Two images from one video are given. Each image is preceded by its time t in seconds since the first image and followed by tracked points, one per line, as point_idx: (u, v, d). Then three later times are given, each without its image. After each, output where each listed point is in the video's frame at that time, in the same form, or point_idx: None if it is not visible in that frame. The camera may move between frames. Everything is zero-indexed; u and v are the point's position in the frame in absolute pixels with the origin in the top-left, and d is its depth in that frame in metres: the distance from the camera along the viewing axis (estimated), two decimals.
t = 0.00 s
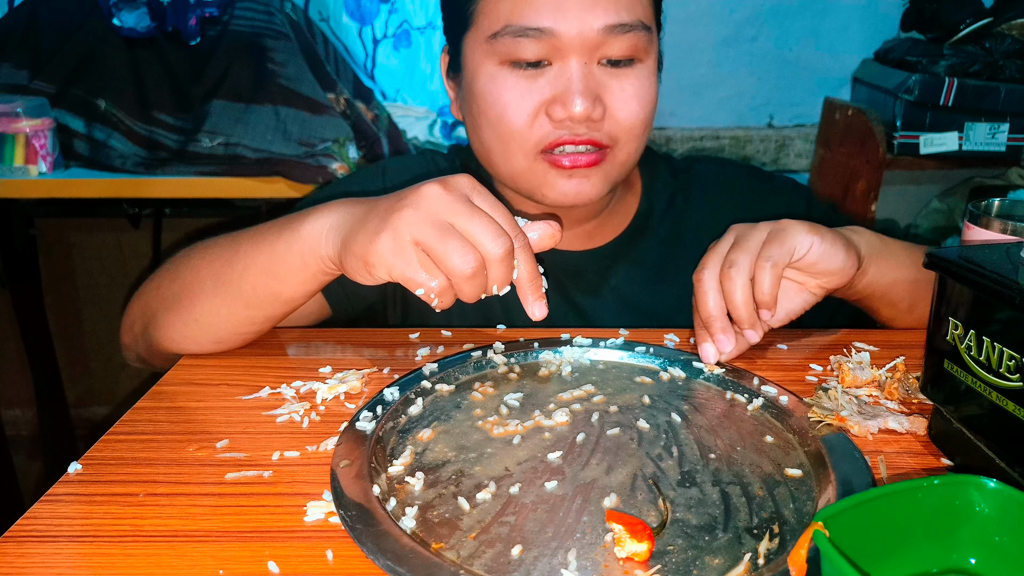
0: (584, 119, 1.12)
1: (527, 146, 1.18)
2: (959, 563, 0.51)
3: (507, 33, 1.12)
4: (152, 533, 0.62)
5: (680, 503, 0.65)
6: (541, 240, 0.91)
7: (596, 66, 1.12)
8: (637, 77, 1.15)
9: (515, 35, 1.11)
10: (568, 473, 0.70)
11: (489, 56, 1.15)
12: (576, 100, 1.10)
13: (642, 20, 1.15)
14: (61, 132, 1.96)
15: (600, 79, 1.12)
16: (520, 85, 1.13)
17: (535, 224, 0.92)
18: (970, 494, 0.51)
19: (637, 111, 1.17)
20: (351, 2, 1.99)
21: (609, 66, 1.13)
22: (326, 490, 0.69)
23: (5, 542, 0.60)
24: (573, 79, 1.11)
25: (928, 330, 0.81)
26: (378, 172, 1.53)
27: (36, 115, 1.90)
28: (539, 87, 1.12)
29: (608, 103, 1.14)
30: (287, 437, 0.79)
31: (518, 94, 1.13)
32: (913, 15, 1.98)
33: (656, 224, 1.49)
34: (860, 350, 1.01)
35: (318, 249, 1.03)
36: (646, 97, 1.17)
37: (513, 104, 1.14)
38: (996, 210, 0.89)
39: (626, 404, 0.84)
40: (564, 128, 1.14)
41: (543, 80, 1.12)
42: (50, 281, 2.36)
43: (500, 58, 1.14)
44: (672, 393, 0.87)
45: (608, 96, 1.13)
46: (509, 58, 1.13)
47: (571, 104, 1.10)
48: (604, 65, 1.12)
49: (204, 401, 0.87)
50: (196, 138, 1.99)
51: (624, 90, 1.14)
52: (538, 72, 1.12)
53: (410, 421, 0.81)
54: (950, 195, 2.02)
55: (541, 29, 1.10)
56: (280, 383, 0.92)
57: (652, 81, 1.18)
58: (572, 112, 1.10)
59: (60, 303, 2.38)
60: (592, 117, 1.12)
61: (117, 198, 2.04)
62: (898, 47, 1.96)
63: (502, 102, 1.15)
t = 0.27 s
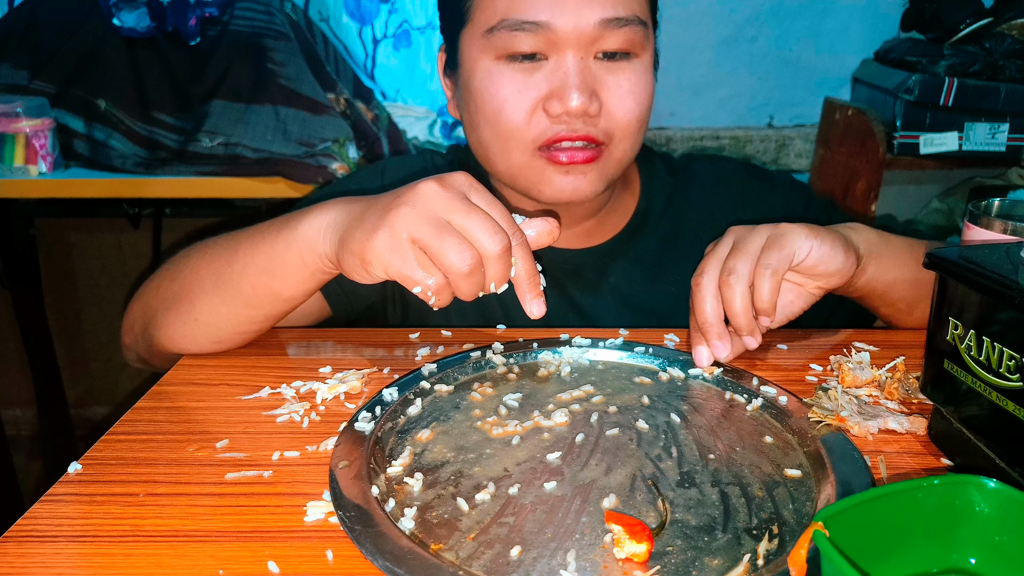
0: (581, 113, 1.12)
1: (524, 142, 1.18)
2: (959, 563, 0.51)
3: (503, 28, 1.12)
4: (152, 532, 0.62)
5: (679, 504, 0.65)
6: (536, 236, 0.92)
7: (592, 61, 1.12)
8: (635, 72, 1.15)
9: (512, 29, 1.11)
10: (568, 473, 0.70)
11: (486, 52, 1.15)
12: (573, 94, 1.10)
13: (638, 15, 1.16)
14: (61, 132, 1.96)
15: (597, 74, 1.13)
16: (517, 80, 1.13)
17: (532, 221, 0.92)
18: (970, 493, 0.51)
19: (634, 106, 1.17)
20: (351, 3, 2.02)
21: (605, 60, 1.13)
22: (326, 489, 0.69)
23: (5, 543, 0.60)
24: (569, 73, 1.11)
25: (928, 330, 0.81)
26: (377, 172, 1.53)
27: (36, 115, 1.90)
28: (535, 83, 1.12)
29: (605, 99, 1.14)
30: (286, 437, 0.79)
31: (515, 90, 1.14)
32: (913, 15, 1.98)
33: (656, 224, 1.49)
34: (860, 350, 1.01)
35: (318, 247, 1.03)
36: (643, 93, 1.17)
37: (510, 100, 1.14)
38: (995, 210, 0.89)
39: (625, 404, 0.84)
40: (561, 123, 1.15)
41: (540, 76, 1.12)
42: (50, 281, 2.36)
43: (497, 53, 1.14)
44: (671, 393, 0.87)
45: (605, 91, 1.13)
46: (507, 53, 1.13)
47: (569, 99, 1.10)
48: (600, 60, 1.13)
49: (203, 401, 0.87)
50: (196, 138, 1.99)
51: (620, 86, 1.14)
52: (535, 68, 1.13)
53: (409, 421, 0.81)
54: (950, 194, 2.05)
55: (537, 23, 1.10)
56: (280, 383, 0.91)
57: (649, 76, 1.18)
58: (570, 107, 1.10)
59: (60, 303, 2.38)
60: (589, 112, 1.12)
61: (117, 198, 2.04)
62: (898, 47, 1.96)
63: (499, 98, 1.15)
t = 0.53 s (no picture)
0: (585, 110, 1.12)
1: (527, 138, 1.17)
2: (959, 562, 0.51)
3: (504, 26, 1.12)
4: (153, 532, 0.62)
5: (679, 503, 0.65)
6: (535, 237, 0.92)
7: (594, 56, 1.13)
8: (636, 68, 1.16)
9: (513, 26, 1.11)
10: (568, 473, 0.70)
11: (487, 50, 1.15)
12: (577, 91, 1.10)
13: (639, 11, 1.16)
14: (60, 132, 1.96)
15: (598, 70, 1.13)
16: (520, 77, 1.13)
17: (533, 221, 0.92)
18: (970, 493, 0.51)
19: (636, 101, 1.17)
20: (351, 3, 2.03)
21: (607, 55, 1.14)
22: (326, 489, 0.69)
23: (5, 542, 0.60)
24: (572, 70, 1.11)
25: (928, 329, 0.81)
26: (378, 173, 1.53)
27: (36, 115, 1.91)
28: (538, 79, 1.13)
29: (607, 95, 1.14)
30: (286, 437, 0.79)
31: (517, 87, 1.13)
32: (913, 15, 1.98)
33: (656, 225, 1.49)
34: (860, 350, 1.01)
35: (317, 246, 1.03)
36: (645, 88, 1.17)
37: (513, 97, 1.14)
38: (995, 210, 0.89)
39: (625, 404, 0.84)
40: (566, 120, 1.14)
41: (543, 72, 1.12)
42: (51, 281, 2.37)
43: (498, 51, 1.14)
44: (671, 393, 0.87)
45: (607, 87, 1.14)
46: (509, 51, 1.13)
47: (572, 96, 1.10)
48: (602, 55, 1.13)
49: (203, 401, 0.87)
50: (195, 138, 1.99)
51: (622, 80, 1.14)
52: (537, 65, 1.13)
53: (410, 421, 0.81)
54: (950, 194, 2.04)
55: (539, 20, 1.10)
56: (280, 383, 0.91)
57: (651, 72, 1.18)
58: (573, 104, 1.11)
59: (60, 303, 2.38)
60: (592, 108, 1.12)
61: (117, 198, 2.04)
62: (898, 47, 1.96)
63: (502, 95, 1.15)
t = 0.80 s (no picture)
0: (575, 117, 1.12)
1: (520, 146, 1.18)
2: (959, 562, 0.51)
3: (495, 34, 1.12)
4: (153, 532, 0.62)
5: (692, 490, 0.65)
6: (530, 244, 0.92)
7: (584, 64, 1.11)
8: (627, 73, 1.15)
9: (504, 35, 1.11)
10: (581, 462, 0.70)
11: (479, 58, 1.15)
12: (566, 98, 1.10)
13: (630, 17, 1.15)
14: (60, 132, 1.96)
15: (588, 77, 1.12)
16: (512, 85, 1.13)
17: (530, 230, 0.92)
18: (970, 493, 0.51)
19: (628, 106, 1.16)
20: (351, 3, 2.03)
21: (598, 65, 1.12)
22: (326, 490, 0.69)
23: (5, 542, 0.60)
24: (562, 77, 1.11)
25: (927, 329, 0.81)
26: (378, 173, 1.53)
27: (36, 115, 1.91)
28: (529, 87, 1.12)
29: (598, 101, 1.14)
30: (287, 437, 0.79)
31: (509, 94, 1.14)
32: (913, 15, 1.98)
33: (657, 224, 1.49)
34: (860, 350, 1.01)
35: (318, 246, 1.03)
36: (636, 93, 1.17)
37: (505, 105, 1.14)
38: (995, 210, 0.89)
39: (630, 395, 0.84)
40: (557, 129, 1.14)
41: (533, 81, 1.12)
42: (51, 281, 2.37)
43: (490, 59, 1.14)
44: (674, 384, 0.87)
45: (597, 93, 1.13)
46: (499, 59, 1.13)
47: (562, 103, 1.10)
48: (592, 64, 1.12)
49: (204, 401, 0.87)
50: (196, 138, 1.99)
51: (613, 87, 1.14)
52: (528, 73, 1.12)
53: (420, 416, 0.81)
54: (949, 195, 2.02)
55: (535, 22, 1.10)
56: (280, 383, 0.91)
57: (642, 76, 1.18)
58: (563, 111, 1.10)
59: (60, 303, 2.38)
60: (582, 115, 1.12)
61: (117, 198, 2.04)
62: (898, 47, 1.96)
63: (495, 103, 1.15)
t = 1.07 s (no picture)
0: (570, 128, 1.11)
1: (517, 155, 1.19)
2: (959, 563, 0.51)
3: (489, 46, 1.11)
4: (154, 532, 0.62)
5: (692, 490, 0.65)
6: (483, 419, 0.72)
7: (579, 74, 1.11)
8: (623, 83, 1.14)
9: (497, 47, 1.10)
10: (581, 462, 0.70)
11: (474, 69, 1.15)
12: (561, 110, 1.09)
13: (625, 26, 1.13)
14: (60, 132, 1.96)
15: (584, 87, 1.12)
16: (507, 95, 1.13)
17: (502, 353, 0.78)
18: (970, 493, 0.51)
19: (624, 115, 1.16)
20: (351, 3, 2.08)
21: (593, 75, 1.12)
22: (326, 489, 0.69)
23: (5, 542, 0.60)
24: (557, 89, 1.10)
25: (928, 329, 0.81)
26: (378, 174, 1.52)
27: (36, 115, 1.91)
28: (525, 97, 1.12)
29: (594, 110, 1.13)
30: (287, 436, 0.79)
31: (505, 105, 1.14)
32: (913, 15, 1.97)
33: (657, 224, 1.48)
34: (860, 350, 1.01)
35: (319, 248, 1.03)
36: (633, 102, 1.17)
37: (501, 116, 1.15)
38: (995, 210, 0.89)
39: (630, 395, 0.84)
40: (552, 140, 1.15)
41: (528, 92, 1.12)
42: (51, 281, 2.37)
43: (484, 69, 1.14)
44: (675, 384, 0.87)
45: (593, 103, 1.13)
46: (494, 70, 1.12)
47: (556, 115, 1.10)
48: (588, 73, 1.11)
49: (204, 401, 0.87)
50: (195, 138, 1.98)
51: (609, 97, 1.14)
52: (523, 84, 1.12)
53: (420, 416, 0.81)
54: (950, 195, 2.01)
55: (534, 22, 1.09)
56: (280, 383, 0.91)
57: (640, 84, 1.17)
58: (558, 123, 1.10)
59: (60, 303, 2.38)
60: (578, 126, 1.12)
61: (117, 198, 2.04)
62: (898, 47, 1.95)
63: (491, 112, 1.15)
